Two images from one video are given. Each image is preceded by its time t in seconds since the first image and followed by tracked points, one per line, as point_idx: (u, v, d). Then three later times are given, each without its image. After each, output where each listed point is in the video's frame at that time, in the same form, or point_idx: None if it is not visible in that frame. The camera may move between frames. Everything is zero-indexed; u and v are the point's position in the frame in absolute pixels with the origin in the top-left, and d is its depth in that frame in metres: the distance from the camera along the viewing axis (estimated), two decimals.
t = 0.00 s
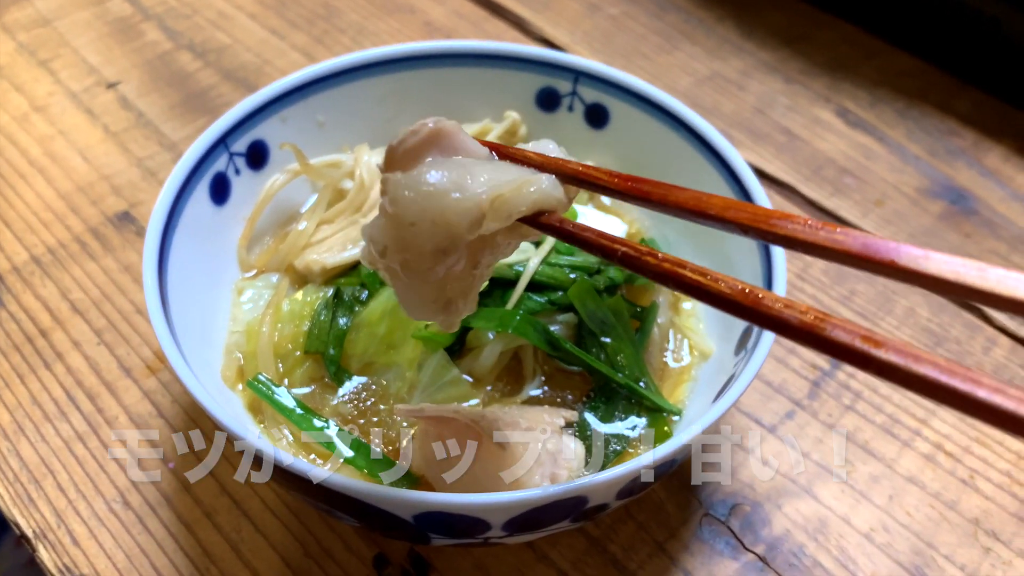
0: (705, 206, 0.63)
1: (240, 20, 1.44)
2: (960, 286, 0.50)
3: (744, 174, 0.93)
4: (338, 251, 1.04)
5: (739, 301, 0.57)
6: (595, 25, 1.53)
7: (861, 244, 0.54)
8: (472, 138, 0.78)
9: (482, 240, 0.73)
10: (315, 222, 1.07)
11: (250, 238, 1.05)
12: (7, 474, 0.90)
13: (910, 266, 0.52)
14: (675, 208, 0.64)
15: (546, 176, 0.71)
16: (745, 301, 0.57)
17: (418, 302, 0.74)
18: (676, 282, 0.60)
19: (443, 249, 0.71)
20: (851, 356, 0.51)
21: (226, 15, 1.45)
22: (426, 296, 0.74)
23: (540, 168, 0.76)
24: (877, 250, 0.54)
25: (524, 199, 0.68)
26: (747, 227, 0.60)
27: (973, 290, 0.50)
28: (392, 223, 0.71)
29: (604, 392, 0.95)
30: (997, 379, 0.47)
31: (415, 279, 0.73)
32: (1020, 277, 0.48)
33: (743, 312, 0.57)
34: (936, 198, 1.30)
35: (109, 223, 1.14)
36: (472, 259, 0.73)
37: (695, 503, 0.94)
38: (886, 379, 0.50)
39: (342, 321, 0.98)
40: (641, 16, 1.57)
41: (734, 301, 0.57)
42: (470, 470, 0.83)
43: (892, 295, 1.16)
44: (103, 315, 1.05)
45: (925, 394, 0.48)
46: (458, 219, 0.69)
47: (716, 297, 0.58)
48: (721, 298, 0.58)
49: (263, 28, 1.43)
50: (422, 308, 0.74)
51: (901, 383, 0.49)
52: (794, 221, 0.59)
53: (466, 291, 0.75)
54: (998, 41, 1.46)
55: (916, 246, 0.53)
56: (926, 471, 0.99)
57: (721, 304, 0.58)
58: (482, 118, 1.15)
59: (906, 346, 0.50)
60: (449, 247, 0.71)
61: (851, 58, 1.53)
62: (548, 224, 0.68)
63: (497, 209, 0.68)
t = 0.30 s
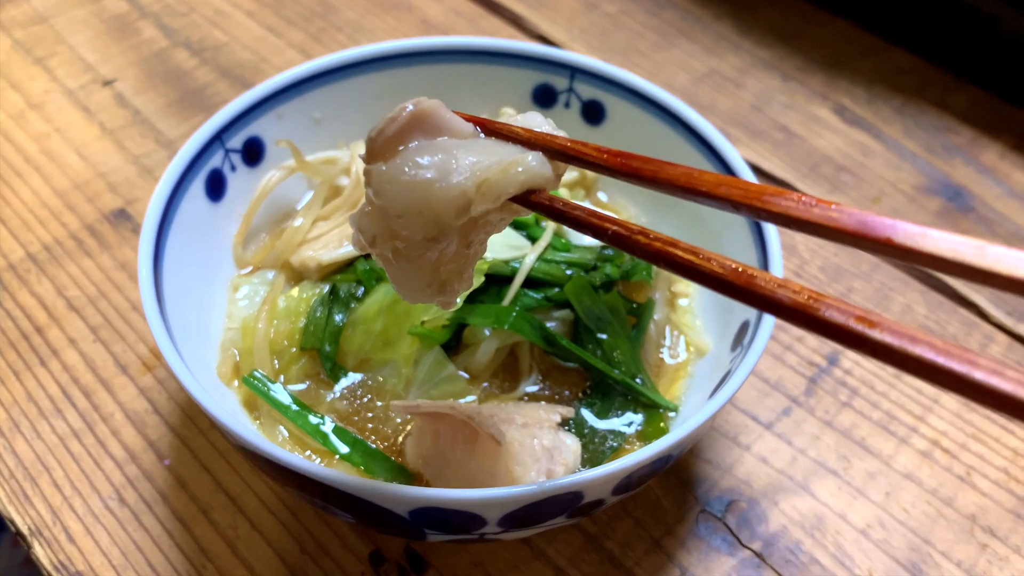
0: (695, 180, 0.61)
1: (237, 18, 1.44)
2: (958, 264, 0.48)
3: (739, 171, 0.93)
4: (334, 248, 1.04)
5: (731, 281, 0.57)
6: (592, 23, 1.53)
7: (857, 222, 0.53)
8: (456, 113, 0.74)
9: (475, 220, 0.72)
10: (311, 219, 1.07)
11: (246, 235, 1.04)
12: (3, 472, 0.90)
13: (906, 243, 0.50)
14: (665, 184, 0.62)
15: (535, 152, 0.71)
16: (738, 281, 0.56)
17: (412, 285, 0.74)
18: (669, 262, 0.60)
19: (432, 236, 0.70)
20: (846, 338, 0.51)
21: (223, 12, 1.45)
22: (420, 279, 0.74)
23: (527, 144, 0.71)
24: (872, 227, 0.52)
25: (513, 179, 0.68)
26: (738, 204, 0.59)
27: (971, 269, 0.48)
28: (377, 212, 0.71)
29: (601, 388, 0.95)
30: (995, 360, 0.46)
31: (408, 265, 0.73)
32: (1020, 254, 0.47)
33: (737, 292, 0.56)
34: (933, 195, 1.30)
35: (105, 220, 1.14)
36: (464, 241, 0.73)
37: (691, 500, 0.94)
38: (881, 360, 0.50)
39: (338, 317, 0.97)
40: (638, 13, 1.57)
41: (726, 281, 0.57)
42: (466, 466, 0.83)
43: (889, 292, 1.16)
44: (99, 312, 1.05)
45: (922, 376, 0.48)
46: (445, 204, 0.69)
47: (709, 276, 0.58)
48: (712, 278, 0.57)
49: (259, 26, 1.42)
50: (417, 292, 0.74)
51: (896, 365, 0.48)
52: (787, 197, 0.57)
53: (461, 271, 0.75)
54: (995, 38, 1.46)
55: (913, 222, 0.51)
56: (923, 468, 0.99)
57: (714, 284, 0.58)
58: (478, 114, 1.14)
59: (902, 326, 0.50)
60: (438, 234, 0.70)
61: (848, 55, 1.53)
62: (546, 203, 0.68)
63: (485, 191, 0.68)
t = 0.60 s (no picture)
0: (680, 187, 0.61)
1: (235, 19, 1.44)
2: (946, 274, 0.49)
3: (738, 173, 0.93)
4: (332, 250, 1.04)
5: (719, 289, 0.57)
6: (590, 24, 1.53)
7: (844, 229, 0.53)
8: (440, 123, 0.73)
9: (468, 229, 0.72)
10: (308, 221, 1.07)
11: (244, 237, 1.05)
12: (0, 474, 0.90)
13: (894, 251, 0.51)
14: (652, 190, 0.63)
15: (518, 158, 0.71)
16: (726, 289, 0.57)
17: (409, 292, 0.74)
18: (657, 270, 0.60)
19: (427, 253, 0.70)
20: (835, 346, 0.51)
21: (221, 13, 1.45)
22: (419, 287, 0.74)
23: (514, 150, 0.71)
24: (860, 234, 0.52)
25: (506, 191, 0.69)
26: (725, 212, 0.59)
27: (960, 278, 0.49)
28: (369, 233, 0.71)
29: (599, 390, 0.95)
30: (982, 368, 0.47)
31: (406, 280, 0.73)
32: (1006, 263, 0.48)
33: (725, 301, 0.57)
34: (931, 197, 1.30)
35: (103, 222, 1.14)
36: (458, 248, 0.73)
37: (689, 502, 0.94)
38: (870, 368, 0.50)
39: (336, 320, 0.98)
40: (636, 14, 1.57)
41: (714, 289, 0.57)
42: (463, 469, 0.83)
43: (887, 294, 1.16)
44: (98, 313, 1.05)
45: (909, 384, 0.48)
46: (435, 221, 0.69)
47: (697, 284, 0.58)
48: (701, 286, 0.58)
49: (257, 27, 1.42)
50: (418, 301, 0.74)
51: (885, 373, 0.49)
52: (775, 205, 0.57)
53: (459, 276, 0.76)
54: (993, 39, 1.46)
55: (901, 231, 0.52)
56: (920, 470, 0.99)
57: (703, 292, 0.58)
58: (476, 116, 1.14)
59: (889, 334, 0.50)
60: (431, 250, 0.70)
61: (846, 56, 1.53)
62: (536, 208, 0.69)
63: (474, 204, 0.69)
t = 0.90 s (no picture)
0: (672, 194, 0.63)
1: (233, 18, 1.44)
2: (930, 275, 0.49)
3: (736, 171, 0.93)
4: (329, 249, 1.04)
5: (707, 288, 0.57)
6: (589, 24, 1.53)
7: (832, 233, 0.54)
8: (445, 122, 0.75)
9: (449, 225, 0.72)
10: (306, 219, 1.07)
11: (242, 236, 1.04)
12: None
13: (879, 254, 0.51)
14: (644, 197, 0.64)
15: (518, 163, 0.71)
16: (712, 288, 0.57)
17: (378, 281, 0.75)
18: (644, 269, 0.61)
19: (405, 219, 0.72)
20: (819, 344, 0.51)
21: (220, 12, 1.45)
22: (384, 274, 0.75)
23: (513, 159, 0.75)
24: (847, 238, 0.53)
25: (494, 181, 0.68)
26: (715, 217, 0.60)
27: (944, 279, 0.49)
28: (360, 197, 0.72)
29: (597, 390, 0.94)
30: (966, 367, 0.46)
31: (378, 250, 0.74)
32: (988, 265, 0.48)
33: (711, 300, 0.57)
34: (930, 196, 1.30)
35: (100, 221, 1.14)
36: (436, 248, 0.73)
37: (688, 502, 0.93)
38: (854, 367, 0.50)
39: (333, 318, 0.97)
40: (635, 14, 1.57)
41: (700, 288, 0.57)
42: (461, 468, 0.82)
43: (886, 294, 1.15)
44: (95, 312, 1.04)
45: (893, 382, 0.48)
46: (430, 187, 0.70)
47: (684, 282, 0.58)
48: (688, 285, 0.58)
49: (256, 26, 1.42)
50: (381, 284, 0.75)
51: (869, 371, 0.49)
52: (764, 211, 0.58)
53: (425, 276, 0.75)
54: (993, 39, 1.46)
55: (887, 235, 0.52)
56: (920, 470, 0.99)
57: (689, 291, 0.58)
58: (475, 115, 1.14)
59: (875, 333, 0.50)
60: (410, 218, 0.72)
61: (846, 56, 1.53)
62: (518, 209, 0.68)
63: (463, 189, 0.69)
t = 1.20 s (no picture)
0: (666, 233, 0.66)
1: (234, 20, 1.44)
2: (911, 308, 0.51)
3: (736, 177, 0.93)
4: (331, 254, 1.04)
5: (696, 309, 0.59)
6: (589, 27, 1.53)
7: (818, 270, 0.56)
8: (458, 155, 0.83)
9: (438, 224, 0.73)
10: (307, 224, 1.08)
11: (244, 240, 1.04)
12: None
13: (864, 288, 0.53)
14: (638, 237, 0.68)
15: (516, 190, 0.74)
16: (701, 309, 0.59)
17: (346, 245, 0.70)
18: (636, 290, 0.63)
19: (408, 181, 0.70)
20: (806, 363, 0.52)
21: (220, 15, 1.45)
22: (355, 237, 0.70)
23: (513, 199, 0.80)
24: (833, 275, 0.55)
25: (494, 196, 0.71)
26: (706, 253, 0.63)
27: (925, 311, 0.50)
28: (383, 147, 0.71)
29: (598, 395, 0.95)
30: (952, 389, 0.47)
31: (364, 206, 0.69)
32: (967, 300, 0.49)
33: (700, 321, 0.59)
34: (930, 201, 1.30)
35: (101, 225, 1.14)
36: (415, 245, 0.74)
37: (688, 507, 0.94)
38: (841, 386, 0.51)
39: (334, 324, 0.97)
40: (635, 17, 1.57)
41: (689, 308, 0.59)
42: (462, 474, 0.82)
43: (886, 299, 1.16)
44: (96, 316, 1.05)
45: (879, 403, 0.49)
46: (442, 162, 0.70)
47: (675, 303, 0.60)
48: (678, 307, 0.60)
49: (256, 28, 1.42)
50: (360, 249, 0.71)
51: (856, 391, 0.49)
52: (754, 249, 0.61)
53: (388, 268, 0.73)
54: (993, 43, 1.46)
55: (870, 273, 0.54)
56: (919, 475, 0.99)
57: (679, 311, 0.60)
58: (476, 119, 1.15)
59: (863, 355, 0.51)
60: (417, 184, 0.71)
61: (846, 60, 1.53)
62: (504, 228, 0.71)
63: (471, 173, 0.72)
